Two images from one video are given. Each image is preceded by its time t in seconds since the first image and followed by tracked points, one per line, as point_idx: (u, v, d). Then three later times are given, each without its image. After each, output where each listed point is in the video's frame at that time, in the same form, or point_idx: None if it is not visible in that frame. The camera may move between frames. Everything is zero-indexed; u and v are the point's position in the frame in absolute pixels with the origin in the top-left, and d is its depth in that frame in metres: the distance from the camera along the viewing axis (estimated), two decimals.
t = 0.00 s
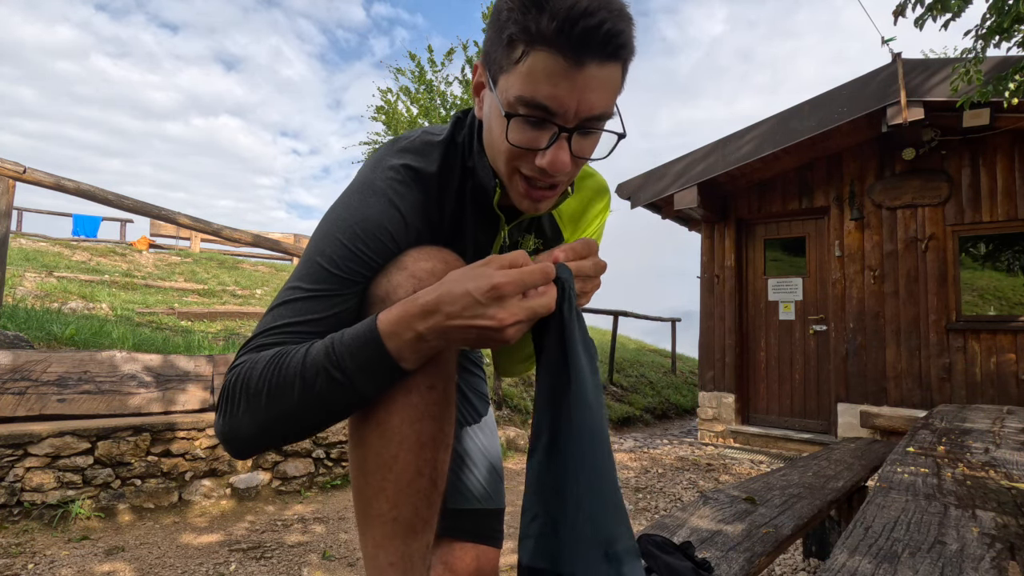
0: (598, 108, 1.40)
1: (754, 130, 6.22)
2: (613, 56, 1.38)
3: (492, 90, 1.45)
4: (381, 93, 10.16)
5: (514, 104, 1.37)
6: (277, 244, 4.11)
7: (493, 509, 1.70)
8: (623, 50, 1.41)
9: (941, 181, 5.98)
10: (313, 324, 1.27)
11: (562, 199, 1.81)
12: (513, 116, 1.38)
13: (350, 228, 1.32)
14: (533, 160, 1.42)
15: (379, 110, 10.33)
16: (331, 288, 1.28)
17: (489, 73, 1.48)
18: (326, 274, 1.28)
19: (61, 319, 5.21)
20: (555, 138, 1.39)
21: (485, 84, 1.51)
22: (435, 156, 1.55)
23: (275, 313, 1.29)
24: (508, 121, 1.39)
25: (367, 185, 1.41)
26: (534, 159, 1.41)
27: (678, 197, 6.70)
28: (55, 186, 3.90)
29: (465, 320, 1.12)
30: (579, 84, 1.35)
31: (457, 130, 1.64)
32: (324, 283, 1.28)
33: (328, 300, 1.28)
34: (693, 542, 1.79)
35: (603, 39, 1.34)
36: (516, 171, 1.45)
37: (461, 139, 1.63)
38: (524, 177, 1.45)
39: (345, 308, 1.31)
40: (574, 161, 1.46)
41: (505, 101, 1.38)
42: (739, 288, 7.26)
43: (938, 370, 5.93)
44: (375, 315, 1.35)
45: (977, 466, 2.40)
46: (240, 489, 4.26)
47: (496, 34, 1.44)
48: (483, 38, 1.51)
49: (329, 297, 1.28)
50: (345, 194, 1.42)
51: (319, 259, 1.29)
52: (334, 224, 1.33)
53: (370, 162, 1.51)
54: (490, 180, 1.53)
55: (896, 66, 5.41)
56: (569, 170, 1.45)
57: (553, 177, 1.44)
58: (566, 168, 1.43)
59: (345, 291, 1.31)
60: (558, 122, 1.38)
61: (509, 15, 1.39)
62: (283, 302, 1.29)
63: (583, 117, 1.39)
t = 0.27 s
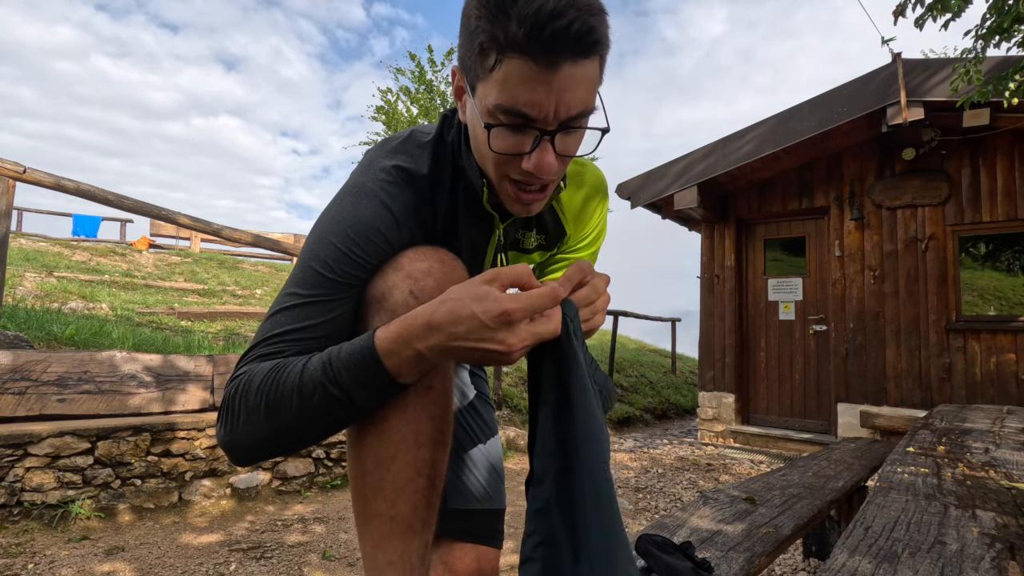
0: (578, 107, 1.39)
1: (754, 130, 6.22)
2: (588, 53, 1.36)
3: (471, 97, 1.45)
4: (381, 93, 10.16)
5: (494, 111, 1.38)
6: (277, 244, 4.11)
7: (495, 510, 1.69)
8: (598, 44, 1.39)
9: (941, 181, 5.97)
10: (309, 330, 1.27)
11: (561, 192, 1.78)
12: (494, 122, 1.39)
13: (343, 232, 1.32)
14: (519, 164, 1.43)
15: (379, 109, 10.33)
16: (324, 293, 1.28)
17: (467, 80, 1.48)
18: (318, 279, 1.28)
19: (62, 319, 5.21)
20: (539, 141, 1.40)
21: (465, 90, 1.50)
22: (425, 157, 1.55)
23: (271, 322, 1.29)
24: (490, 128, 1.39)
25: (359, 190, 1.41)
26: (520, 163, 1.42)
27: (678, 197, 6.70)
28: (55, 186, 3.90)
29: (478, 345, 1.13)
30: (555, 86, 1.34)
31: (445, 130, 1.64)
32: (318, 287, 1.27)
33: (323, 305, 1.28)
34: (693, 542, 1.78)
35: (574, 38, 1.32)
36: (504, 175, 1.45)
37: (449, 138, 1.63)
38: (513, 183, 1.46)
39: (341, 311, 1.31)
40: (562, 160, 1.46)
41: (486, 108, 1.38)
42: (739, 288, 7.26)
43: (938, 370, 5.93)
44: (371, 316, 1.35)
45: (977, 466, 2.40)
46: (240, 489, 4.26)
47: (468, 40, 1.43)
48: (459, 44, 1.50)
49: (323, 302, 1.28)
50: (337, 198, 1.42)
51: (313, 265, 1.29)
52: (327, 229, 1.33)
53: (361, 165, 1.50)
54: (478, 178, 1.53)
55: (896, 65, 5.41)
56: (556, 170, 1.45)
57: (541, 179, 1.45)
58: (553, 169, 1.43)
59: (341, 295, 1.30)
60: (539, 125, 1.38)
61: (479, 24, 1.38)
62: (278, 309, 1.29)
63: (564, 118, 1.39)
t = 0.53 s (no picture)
0: (580, 117, 1.39)
1: (754, 130, 6.22)
2: (590, 62, 1.36)
3: (472, 105, 1.45)
4: (381, 93, 10.16)
5: (496, 123, 1.38)
6: (276, 244, 4.11)
7: (495, 510, 1.69)
8: (599, 53, 1.39)
9: (941, 181, 5.97)
10: (309, 329, 1.27)
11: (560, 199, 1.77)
12: (496, 134, 1.39)
13: (343, 232, 1.32)
14: (522, 175, 1.42)
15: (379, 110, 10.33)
16: (324, 292, 1.28)
17: (467, 86, 1.48)
18: (318, 278, 1.28)
19: (62, 319, 5.21)
20: (541, 152, 1.39)
21: (467, 99, 1.50)
22: (425, 158, 1.55)
23: (270, 320, 1.28)
24: (492, 140, 1.39)
25: (359, 189, 1.41)
26: (522, 174, 1.42)
27: (678, 197, 6.70)
28: (55, 186, 3.90)
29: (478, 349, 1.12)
30: (556, 96, 1.34)
31: (444, 131, 1.65)
32: (318, 286, 1.28)
33: (324, 304, 1.28)
34: (693, 542, 1.78)
35: (575, 48, 1.33)
36: (507, 187, 1.45)
37: (449, 140, 1.63)
38: (517, 192, 1.45)
39: (339, 311, 1.31)
40: (564, 171, 1.45)
41: (488, 119, 1.38)
42: (739, 288, 7.26)
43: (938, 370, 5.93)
44: (367, 316, 1.34)
45: (977, 466, 2.40)
46: (240, 489, 4.26)
47: (470, 48, 1.44)
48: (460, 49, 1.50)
49: (323, 301, 1.28)
50: (336, 197, 1.42)
51: (313, 263, 1.29)
52: (327, 228, 1.33)
53: (360, 164, 1.50)
54: (477, 183, 1.53)
55: (896, 66, 5.41)
56: (559, 181, 1.45)
57: (544, 190, 1.44)
58: (556, 179, 1.43)
59: (340, 294, 1.30)
60: (541, 136, 1.38)
61: (480, 33, 1.39)
62: (278, 308, 1.29)
63: (566, 128, 1.38)
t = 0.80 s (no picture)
0: (575, 114, 1.37)
1: (754, 130, 6.22)
2: (585, 59, 1.36)
3: (469, 103, 1.46)
4: (381, 93, 10.16)
5: (490, 119, 1.37)
6: (277, 244, 4.11)
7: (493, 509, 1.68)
8: (594, 50, 1.39)
9: (941, 181, 5.97)
10: (296, 332, 1.25)
11: (564, 200, 1.78)
12: (491, 131, 1.38)
13: (337, 233, 1.32)
14: (516, 172, 1.41)
15: (379, 110, 10.33)
16: (316, 294, 1.28)
17: (465, 85, 1.49)
18: (311, 279, 1.28)
19: (62, 319, 5.22)
20: (535, 149, 1.38)
21: (464, 97, 1.51)
22: (422, 160, 1.56)
23: (258, 318, 1.27)
24: (486, 136, 1.39)
25: (355, 190, 1.41)
26: (516, 171, 1.40)
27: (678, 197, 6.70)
28: (55, 187, 3.90)
29: (426, 467, 0.96)
30: (550, 92, 1.33)
31: (444, 135, 1.66)
32: (311, 287, 1.28)
33: (312, 307, 1.27)
34: (693, 543, 1.78)
35: (570, 44, 1.33)
36: (501, 185, 1.44)
37: (449, 141, 1.65)
38: (512, 190, 1.43)
39: (329, 312, 1.31)
40: (560, 169, 1.44)
41: (483, 116, 1.38)
42: (739, 288, 7.26)
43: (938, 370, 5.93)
44: (363, 316, 1.34)
45: (977, 466, 2.40)
46: (240, 489, 4.27)
47: (468, 46, 1.45)
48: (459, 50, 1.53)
49: (313, 303, 1.27)
50: (332, 197, 1.42)
51: (306, 263, 1.29)
52: (322, 227, 1.33)
53: (358, 164, 1.50)
54: (477, 182, 1.55)
55: (896, 66, 5.41)
56: (554, 179, 1.44)
57: (538, 188, 1.43)
58: (550, 178, 1.41)
59: (331, 297, 1.31)
60: (535, 133, 1.37)
61: (478, 31, 1.40)
62: (267, 306, 1.27)
63: (560, 125, 1.37)
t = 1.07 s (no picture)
0: (558, 109, 1.37)
1: (754, 130, 6.22)
2: (565, 53, 1.35)
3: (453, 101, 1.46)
4: (381, 93, 10.16)
5: (472, 118, 1.37)
6: (277, 244, 4.11)
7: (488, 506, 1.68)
8: (574, 43, 1.38)
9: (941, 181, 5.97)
10: (289, 338, 1.25)
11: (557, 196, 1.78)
12: (473, 129, 1.38)
13: (329, 238, 1.32)
14: (501, 170, 1.42)
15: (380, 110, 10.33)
16: (309, 299, 1.28)
17: (450, 85, 1.49)
18: (303, 284, 1.27)
19: (62, 319, 5.22)
20: (518, 146, 1.38)
21: (448, 95, 1.52)
22: (413, 161, 1.55)
23: (251, 325, 1.27)
24: (469, 135, 1.40)
25: (347, 196, 1.40)
26: (500, 169, 1.41)
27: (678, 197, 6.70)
28: (55, 186, 3.90)
29: (401, 523, 0.95)
30: (530, 88, 1.32)
31: (433, 134, 1.65)
32: (303, 292, 1.27)
33: (306, 313, 1.27)
34: (693, 543, 1.78)
35: (548, 39, 1.32)
36: (489, 182, 1.45)
37: (439, 140, 1.64)
38: (498, 188, 1.45)
39: (322, 316, 1.31)
40: (546, 165, 1.44)
41: (465, 115, 1.38)
42: (739, 288, 7.26)
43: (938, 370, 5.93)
44: (360, 317, 1.34)
45: (977, 466, 2.40)
46: (240, 489, 4.27)
47: (449, 44, 1.45)
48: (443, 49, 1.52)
49: (306, 309, 1.27)
50: (323, 202, 1.41)
51: (298, 269, 1.28)
52: (314, 233, 1.32)
53: (349, 167, 1.49)
54: (467, 182, 1.56)
55: (896, 65, 5.41)
56: (540, 175, 1.44)
57: (524, 185, 1.43)
58: (535, 174, 1.42)
59: (325, 302, 1.30)
60: (518, 130, 1.37)
61: (457, 28, 1.41)
62: (260, 313, 1.27)
63: (543, 120, 1.37)
